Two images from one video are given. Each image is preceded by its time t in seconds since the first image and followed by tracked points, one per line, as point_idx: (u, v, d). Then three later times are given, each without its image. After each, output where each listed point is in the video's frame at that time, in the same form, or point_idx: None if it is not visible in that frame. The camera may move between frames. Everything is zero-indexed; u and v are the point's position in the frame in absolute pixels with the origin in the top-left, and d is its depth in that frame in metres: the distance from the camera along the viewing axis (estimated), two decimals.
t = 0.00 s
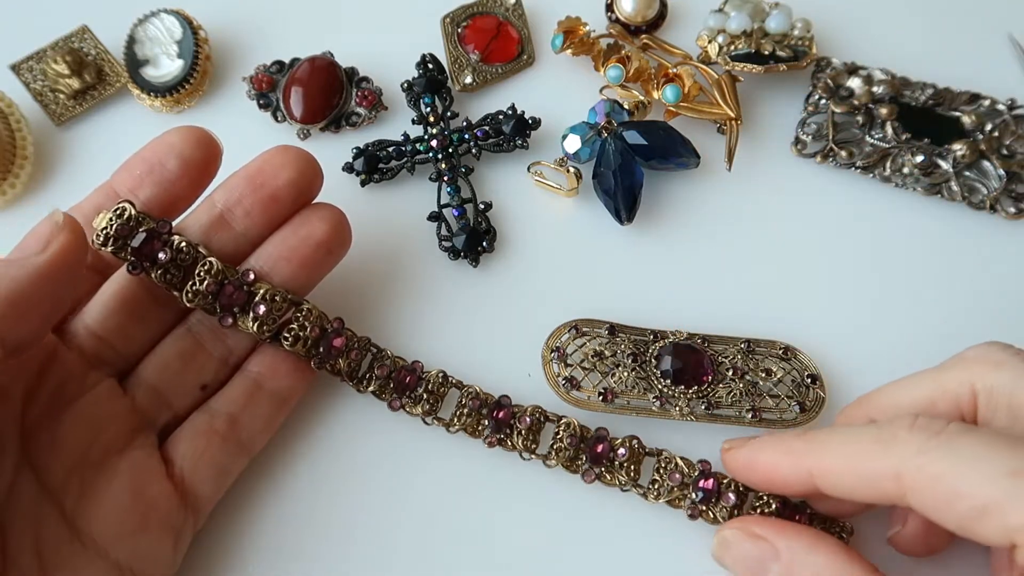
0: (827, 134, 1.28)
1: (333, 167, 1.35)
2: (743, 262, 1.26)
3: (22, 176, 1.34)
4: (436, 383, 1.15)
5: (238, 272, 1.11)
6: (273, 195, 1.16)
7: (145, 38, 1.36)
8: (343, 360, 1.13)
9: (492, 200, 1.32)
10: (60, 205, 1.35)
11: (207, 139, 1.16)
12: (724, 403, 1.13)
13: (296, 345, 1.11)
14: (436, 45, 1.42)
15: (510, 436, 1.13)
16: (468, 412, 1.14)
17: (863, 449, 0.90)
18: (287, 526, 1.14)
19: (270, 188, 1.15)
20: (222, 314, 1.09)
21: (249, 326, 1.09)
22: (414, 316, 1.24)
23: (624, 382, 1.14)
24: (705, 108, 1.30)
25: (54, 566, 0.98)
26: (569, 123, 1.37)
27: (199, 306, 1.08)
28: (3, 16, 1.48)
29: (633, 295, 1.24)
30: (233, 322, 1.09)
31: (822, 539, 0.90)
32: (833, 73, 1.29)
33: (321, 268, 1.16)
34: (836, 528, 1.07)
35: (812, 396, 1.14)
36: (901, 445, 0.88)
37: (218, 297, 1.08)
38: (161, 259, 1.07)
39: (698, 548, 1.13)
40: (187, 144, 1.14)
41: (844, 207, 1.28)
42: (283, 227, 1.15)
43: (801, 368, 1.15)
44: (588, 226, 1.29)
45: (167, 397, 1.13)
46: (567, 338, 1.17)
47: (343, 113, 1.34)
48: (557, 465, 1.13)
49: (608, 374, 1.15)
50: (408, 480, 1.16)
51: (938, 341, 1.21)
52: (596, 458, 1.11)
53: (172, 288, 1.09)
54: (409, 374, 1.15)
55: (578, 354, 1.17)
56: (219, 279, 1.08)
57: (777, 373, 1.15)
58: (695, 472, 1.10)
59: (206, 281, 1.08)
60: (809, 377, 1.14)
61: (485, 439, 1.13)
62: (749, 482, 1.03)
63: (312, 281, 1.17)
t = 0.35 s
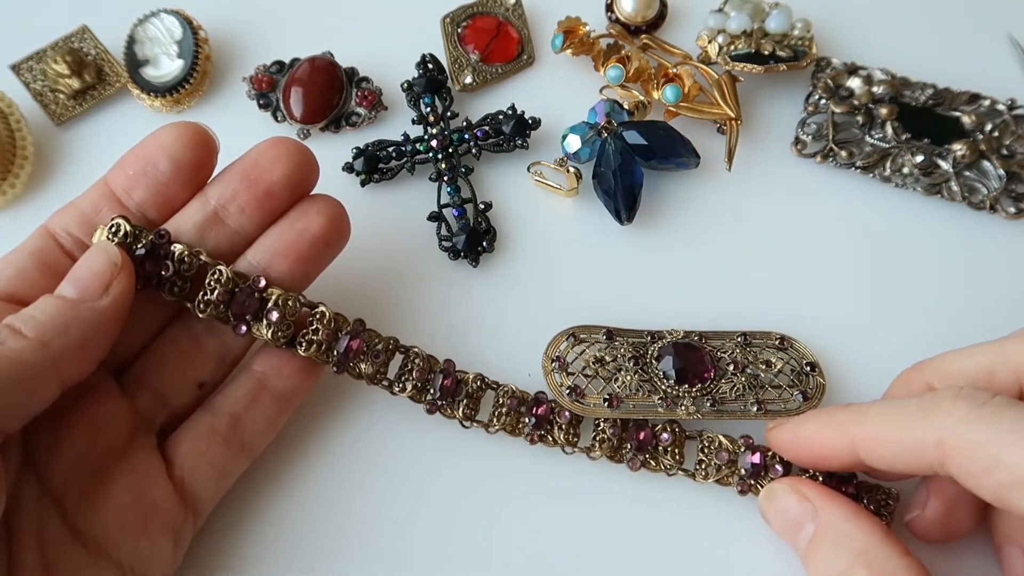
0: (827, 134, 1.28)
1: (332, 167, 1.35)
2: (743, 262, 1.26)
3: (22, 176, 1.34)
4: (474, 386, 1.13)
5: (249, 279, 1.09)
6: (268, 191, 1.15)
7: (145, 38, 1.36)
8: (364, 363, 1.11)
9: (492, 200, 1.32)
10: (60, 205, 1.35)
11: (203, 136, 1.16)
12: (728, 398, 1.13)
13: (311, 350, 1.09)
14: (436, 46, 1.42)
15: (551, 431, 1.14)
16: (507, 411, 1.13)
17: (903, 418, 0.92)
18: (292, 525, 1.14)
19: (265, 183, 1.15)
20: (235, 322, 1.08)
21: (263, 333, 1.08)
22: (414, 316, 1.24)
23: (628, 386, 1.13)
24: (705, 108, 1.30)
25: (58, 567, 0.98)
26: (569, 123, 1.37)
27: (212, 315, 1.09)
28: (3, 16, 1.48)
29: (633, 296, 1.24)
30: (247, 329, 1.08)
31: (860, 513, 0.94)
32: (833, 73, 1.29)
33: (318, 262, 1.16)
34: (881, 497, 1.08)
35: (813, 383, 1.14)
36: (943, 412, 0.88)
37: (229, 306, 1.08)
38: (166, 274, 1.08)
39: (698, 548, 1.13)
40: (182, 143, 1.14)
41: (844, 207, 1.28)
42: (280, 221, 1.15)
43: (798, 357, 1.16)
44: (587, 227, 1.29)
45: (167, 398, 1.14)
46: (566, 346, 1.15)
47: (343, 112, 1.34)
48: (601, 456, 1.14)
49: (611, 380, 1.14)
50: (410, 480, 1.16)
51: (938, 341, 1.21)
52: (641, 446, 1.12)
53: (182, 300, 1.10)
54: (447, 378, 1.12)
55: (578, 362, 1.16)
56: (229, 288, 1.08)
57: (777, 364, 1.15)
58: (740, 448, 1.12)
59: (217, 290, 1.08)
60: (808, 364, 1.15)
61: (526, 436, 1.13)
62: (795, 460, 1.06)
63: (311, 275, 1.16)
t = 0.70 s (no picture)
0: (827, 134, 1.28)
1: (332, 166, 1.35)
2: (743, 262, 1.25)
3: (22, 176, 1.34)
4: (489, 391, 1.12)
5: (260, 285, 1.09)
6: (275, 199, 1.15)
7: (145, 38, 1.36)
8: (375, 369, 1.09)
9: (492, 200, 1.32)
10: (59, 205, 1.35)
11: (204, 141, 1.13)
12: (731, 398, 1.13)
13: (319, 357, 1.09)
14: (436, 46, 1.42)
15: (568, 440, 1.12)
16: (525, 418, 1.11)
17: (916, 414, 0.95)
18: (293, 524, 1.14)
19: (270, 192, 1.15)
20: (246, 330, 1.08)
21: (272, 340, 1.08)
22: (413, 316, 1.24)
23: (631, 387, 1.13)
24: (705, 108, 1.30)
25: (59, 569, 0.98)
26: (569, 123, 1.37)
27: (222, 322, 1.08)
28: (3, 16, 1.48)
29: (633, 296, 1.24)
30: (258, 336, 1.08)
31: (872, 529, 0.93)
32: (833, 73, 1.29)
33: (325, 270, 1.16)
34: (900, 511, 1.08)
35: (813, 380, 1.15)
36: (956, 406, 0.91)
37: (239, 314, 1.08)
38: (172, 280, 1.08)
39: (697, 549, 1.13)
40: (183, 149, 1.12)
41: (844, 207, 1.28)
42: (286, 229, 1.15)
43: (798, 355, 1.16)
44: (587, 227, 1.29)
45: (166, 399, 1.13)
46: (567, 349, 1.15)
47: (343, 112, 1.34)
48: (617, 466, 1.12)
49: (614, 382, 1.13)
50: (410, 481, 1.16)
51: (938, 341, 1.21)
52: (657, 458, 1.11)
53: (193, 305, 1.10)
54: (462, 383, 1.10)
55: (580, 364, 1.16)
56: (240, 295, 1.08)
57: (777, 362, 1.15)
58: (759, 463, 1.11)
59: (227, 297, 1.07)
60: (808, 362, 1.15)
61: (543, 443, 1.12)
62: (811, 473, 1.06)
63: (318, 283, 1.16)
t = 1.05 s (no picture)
0: (827, 134, 1.28)
1: (332, 166, 1.35)
2: (743, 262, 1.26)
3: (22, 176, 1.34)
4: (495, 390, 1.11)
5: (265, 283, 1.09)
6: (273, 195, 1.17)
7: (145, 38, 1.36)
8: (382, 366, 1.09)
9: (492, 200, 1.32)
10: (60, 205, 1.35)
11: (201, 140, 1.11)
12: (737, 395, 1.14)
13: (329, 353, 1.08)
14: (436, 46, 1.42)
15: (572, 439, 1.11)
16: (530, 416, 1.10)
17: (930, 404, 0.97)
18: (293, 523, 1.14)
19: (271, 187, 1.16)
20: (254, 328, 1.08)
21: (281, 337, 1.07)
22: (415, 316, 1.24)
23: (638, 387, 1.14)
24: (705, 108, 1.30)
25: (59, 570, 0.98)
26: (569, 123, 1.37)
27: (230, 320, 1.08)
28: (3, 16, 1.48)
29: (633, 296, 1.24)
30: (265, 333, 1.08)
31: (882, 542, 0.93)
32: (833, 73, 1.29)
33: (325, 266, 1.16)
34: (907, 513, 1.06)
35: (820, 377, 1.15)
36: (969, 397, 0.93)
37: (248, 311, 1.07)
38: (177, 279, 1.07)
39: (697, 549, 1.13)
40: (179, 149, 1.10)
41: (844, 207, 1.28)
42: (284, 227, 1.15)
43: (804, 351, 1.16)
44: (587, 227, 1.29)
45: (167, 400, 1.14)
46: (573, 350, 1.16)
47: (343, 112, 1.34)
48: (621, 466, 1.11)
49: (621, 382, 1.14)
50: (410, 481, 1.16)
51: (938, 341, 1.21)
52: (662, 458, 1.10)
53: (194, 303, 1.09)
54: (467, 381, 1.10)
55: (587, 365, 1.16)
56: (246, 294, 1.07)
57: (783, 359, 1.15)
58: (763, 465, 1.09)
59: (234, 294, 1.07)
60: (814, 358, 1.16)
61: (547, 442, 1.11)
62: (824, 470, 1.08)
63: (317, 280, 1.16)
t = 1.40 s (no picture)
0: (827, 134, 1.28)
1: (332, 166, 1.35)
2: (743, 262, 1.26)
3: (22, 175, 1.34)
4: (467, 390, 1.14)
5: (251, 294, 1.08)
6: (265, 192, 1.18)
7: (145, 39, 1.36)
8: (362, 376, 1.11)
9: (492, 200, 1.32)
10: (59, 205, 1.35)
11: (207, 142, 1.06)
12: (736, 397, 1.14)
13: (310, 359, 1.10)
14: (436, 46, 1.42)
15: (550, 435, 1.13)
16: (506, 413, 1.13)
17: (947, 435, 0.93)
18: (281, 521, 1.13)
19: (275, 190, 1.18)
20: (236, 338, 1.07)
21: (265, 345, 1.08)
22: (414, 316, 1.24)
23: (635, 387, 1.14)
24: (705, 108, 1.30)
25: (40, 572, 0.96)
26: (569, 123, 1.37)
27: (216, 326, 1.06)
28: (3, 16, 1.48)
29: (633, 295, 1.24)
30: (245, 343, 1.08)
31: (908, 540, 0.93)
32: (833, 73, 1.29)
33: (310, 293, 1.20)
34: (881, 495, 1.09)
35: (820, 380, 1.15)
36: (986, 432, 0.90)
37: (235, 318, 1.06)
38: (172, 280, 1.02)
39: (698, 549, 1.13)
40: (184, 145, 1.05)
41: (844, 207, 1.28)
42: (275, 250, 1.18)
43: (805, 354, 1.16)
44: (587, 227, 1.29)
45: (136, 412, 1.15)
46: (572, 348, 1.16)
47: (343, 112, 1.34)
48: (599, 460, 1.14)
49: (619, 381, 1.14)
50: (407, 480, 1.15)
51: (938, 341, 1.21)
52: (638, 450, 1.12)
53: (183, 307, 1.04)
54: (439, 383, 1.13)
55: (586, 363, 1.16)
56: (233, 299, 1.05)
57: (783, 363, 1.15)
58: (737, 456, 1.12)
59: (224, 300, 1.04)
60: (815, 360, 1.15)
61: (524, 438, 1.13)
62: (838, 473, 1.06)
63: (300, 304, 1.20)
